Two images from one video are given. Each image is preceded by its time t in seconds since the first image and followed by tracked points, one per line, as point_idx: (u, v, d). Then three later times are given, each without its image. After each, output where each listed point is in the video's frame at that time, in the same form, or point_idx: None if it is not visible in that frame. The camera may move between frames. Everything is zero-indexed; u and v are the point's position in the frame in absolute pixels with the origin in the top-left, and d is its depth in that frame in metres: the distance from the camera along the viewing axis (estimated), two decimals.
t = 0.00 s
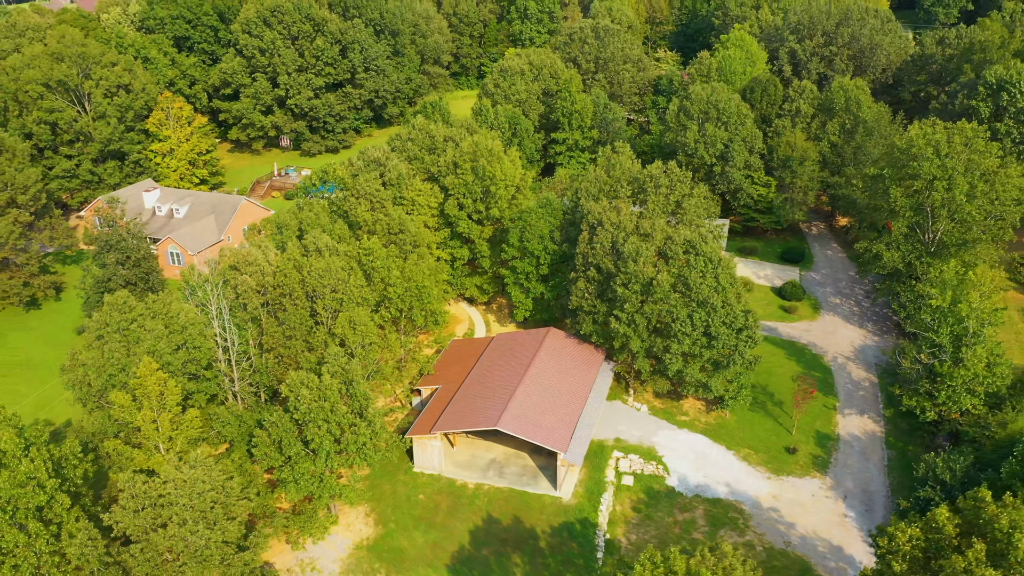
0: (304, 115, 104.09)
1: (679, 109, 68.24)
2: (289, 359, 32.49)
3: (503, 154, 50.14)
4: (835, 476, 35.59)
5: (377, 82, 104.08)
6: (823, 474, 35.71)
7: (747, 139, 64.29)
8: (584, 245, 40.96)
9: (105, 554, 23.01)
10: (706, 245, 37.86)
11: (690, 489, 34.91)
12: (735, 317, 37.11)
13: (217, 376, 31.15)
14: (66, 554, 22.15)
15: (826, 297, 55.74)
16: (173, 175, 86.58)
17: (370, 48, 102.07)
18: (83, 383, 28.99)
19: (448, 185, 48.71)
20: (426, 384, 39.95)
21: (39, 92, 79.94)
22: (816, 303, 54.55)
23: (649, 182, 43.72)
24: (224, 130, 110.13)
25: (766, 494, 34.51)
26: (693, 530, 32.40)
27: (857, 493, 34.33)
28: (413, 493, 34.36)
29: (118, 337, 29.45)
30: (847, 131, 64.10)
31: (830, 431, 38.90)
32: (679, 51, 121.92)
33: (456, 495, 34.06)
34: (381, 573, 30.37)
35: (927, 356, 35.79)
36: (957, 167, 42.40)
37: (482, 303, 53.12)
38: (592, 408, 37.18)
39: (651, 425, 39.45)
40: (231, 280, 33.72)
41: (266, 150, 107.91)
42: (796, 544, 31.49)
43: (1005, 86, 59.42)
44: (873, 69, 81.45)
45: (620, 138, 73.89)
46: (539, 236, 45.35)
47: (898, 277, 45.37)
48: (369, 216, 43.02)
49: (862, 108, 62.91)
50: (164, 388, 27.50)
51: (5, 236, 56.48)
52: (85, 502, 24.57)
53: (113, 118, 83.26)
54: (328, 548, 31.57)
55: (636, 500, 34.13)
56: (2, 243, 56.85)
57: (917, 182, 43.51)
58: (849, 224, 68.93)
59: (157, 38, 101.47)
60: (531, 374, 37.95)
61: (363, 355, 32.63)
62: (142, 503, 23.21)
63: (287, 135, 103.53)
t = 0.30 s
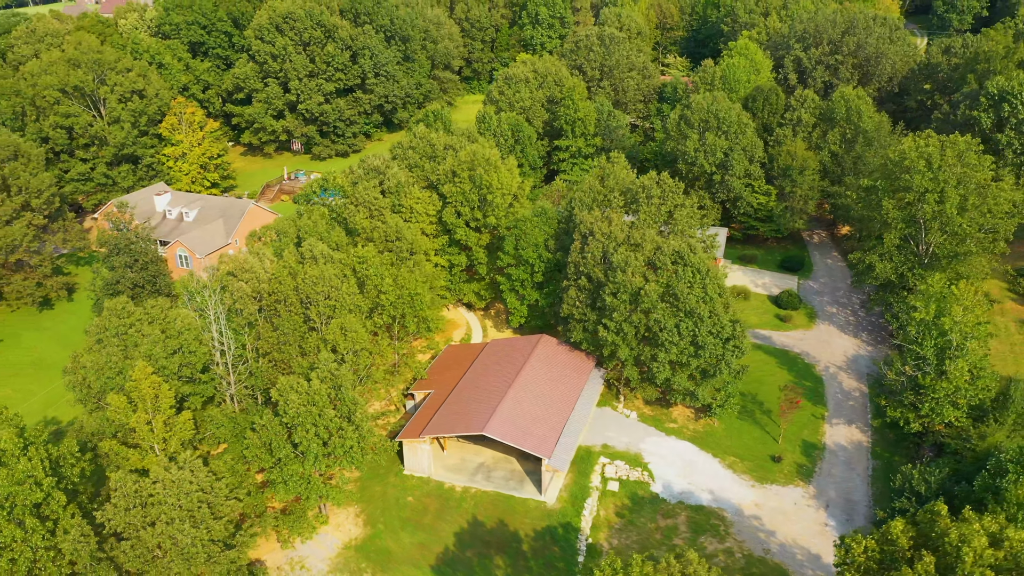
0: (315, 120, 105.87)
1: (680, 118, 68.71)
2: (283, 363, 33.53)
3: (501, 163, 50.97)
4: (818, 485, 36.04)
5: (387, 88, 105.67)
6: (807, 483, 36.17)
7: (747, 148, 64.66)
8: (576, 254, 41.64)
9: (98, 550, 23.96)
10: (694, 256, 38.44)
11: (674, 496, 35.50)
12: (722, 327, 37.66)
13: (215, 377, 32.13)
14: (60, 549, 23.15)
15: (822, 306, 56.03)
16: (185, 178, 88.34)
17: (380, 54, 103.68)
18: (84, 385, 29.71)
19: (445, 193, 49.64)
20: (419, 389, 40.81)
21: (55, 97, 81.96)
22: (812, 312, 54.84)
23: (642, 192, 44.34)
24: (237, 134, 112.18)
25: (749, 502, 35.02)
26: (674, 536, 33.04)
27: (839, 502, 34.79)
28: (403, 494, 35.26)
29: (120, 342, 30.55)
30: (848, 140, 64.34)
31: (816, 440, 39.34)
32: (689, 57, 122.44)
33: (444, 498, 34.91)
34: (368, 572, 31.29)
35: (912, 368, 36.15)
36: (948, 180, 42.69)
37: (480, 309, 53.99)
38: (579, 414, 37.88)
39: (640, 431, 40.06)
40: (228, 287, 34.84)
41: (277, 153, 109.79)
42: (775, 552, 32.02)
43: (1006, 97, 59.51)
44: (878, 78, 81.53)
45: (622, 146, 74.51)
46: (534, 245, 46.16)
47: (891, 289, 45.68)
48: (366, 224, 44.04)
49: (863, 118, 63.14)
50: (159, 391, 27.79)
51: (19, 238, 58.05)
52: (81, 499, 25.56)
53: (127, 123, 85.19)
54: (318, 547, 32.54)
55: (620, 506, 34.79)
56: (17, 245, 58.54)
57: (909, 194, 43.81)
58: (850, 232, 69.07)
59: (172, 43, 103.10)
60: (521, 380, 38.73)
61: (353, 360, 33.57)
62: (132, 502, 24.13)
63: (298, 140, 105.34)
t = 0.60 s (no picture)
0: (329, 124, 107.64)
1: (684, 127, 69.07)
2: (278, 366, 34.59)
3: (501, 171, 51.76)
4: (803, 495, 36.42)
5: (400, 92, 107.21)
6: (792, 494, 36.55)
7: (750, 157, 64.87)
8: (569, 264, 42.31)
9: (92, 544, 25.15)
10: (684, 267, 38.95)
11: (659, 503, 36.07)
12: (710, 337, 38.12)
13: (211, 381, 32.93)
14: (54, 544, 24.33)
15: (821, 316, 56.14)
16: (199, 182, 90.18)
17: (393, 60, 105.17)
18: (85, 385, 30.70)
19: (445, 201, 50.53)
20: (414, 393, 41.63)
21: (75, 102, 84.23)
22: (810, 322, 54.95)
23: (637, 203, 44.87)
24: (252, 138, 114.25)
25: (733, 511, 35.48)
26: (656, 543, 33.61)
27: (823, 513, 35.16)
28: (392, 496, 36.19)
29: (119, 345, 31.45)
30: (852, 151, 64.35)
31: (804, 450, 39.66)
32: (703, 63, 122.68)
33: (432, 501, 35.78)
34: (355, 572, 32.23)
35: (898, 381, 36.39)
36: (943, 194, 42.78)
37: (480, 314, 54.83)
38: (568, 422, 38.58)
39: (629, 438, 40.61)
40: (227, 292, 35.94)
41: (292, 157, 111.70)
42: (755, 561, 32.50)
43: (1012, 109, 59.24)
44: (887, 87, 81.20)
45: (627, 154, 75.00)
46: (531, 253, 46.91)
47: (885, 301, 45.82)
48: (365, 231, 45.04)
49: (866, 128, 63.05)
50: (154, 393, 28.36)
51: (35, 240, 60.57)
52: (78, 496, 26.75)
53: (144, 127, 87.32)
54: (309, 545, 33.55)
55: (605, 512, 35.41)
56: (34, 246, 60.68)
57: (904, 208, 43.94)
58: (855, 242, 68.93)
59: (190, 49, 105.78)
60: (513, 386, 39.47)
61: (346, 365, 34.59)
62: (124, 500, 25.19)
63: (311, 144, 107.11)
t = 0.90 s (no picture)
0: (341, 128, 109.34)
1: (686, 136, 69.38)
2: (270, 370, 35.61)
3: (499, 180, 52.48)
4: (786, 505, 36.79)
5: (412, 97, 108.70)
6: (775, 503, 36.90)
7: (752, 166, 64.99)
8: (560, 273, 42.99)
9: (84, 539, 26.34)
10: (672, 277, 39.46)
11: (641, 509, 36.61)
12: (696, 348, 38.58)
13: (209, 381, 33.86)
14: (47, 539, 25.51)
15: (818, 325, 56.20)
16: (212, 185, 91.80)
17: (405, 66, 106.88)
18: (84, 385, 31.96)
19: (444, 208, 51.36)
20: (406, 397, 42.53)
21: (93, 106, 86.52)
22: (806, 331, 55.01)
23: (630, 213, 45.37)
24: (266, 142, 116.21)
25: (715, 519, 35.93)
26: (637, 548, 34.16)
27: (804, 523, 35.50)
28: (381, 497, 37.12)
29: (116, 347, 31.90)
30: (854, 160, 64.33)
31: (790, 460, 39.97)
32: (717, 69, 122.32)
33: (419, 503, 36.62)
34: (340, 571, 33.11)
35: (883, 394, 36.62)
36: (936, 208, 42.89)
37: (479, 319, 55.59)
38: (554, 428, 39.30)
39: (617, 445, 41.14)
40: (225, 297, 37.02)
41: (305, 160, 113.52)
42: (733, 569, 32.91)
43: (1016, 121, 58.99)
44: (896, 96, 80.62)
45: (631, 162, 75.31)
46: (526, 261, 47.63)
47: (878, 313, 45.94)
48: (363, 237, 46.00)
49: (869, 138, 63.02)
50: (148, 394, 29.29)
51: (49, 241, 62.68)
52: (73, 493, 28.00)
53: (159, 131, 89.38)
54: (298, 543, 34.54)
55: (589, 517, 36.01)
56: (48, 247, 62.72)
57: (897, 221, 44.06)
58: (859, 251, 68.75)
59: (207, 54, 107.41)
60: (501, 392, 40.24)
61: (336, 370, 35.59)
62: (113, 497, 26.21)
63: (324, 147, 108.74)
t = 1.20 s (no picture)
0: (352, 132, 110.79)
1: (688, 144, 69.68)
2: (262, 373, 36.71)
3: (496, 188, 53.19)
4: (766, 514, 37.17)
5: (422, 102, 109.96)
6: (755, 513, 37.30)
7: (752, 175, 65.09)
8: (550, 282, 43.66)
9: (74, 534, 27.51)
10: (658, 288, 39.96)
11: (622, 516, 37.19)
12: (680, 357, 39.09)
13: (203, 383, 34.93)
14: (38, 533, 26.78)
15: (813, 335, 56.27)
16: (223, 188, 93.53)
17: (416, 71, 108.08)
18: (82, 386, 33.25)
19: (441, 216, 52.17)
20: (397, 400, 43.49)
21: (109, 110, 88.79)
22: (801, 341, 55.08)
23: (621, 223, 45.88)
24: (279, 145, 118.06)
25: (694, 527, 36.40)
26: (615, 554, 34.76)
27: (783, 533, 35.89)
28: (368, 498, 38.07)
29: (112, 349, 33.03)
30: (855, 171, 64.25)
31: (774, 470, 40.30)
32: (729, 75, 121.47)
33: (405, 505, 37.51)
34: (324, 569, 34.06)
35: (864, 406, 36.86)
36: (926, 222, 42.97)
37: (476, 324, 56.33)
38: (538, 433, 40.02)
39: (602, 452, 41.73)
40: (220, 301, 38.20)
41: (316, 163, 115.14)
42: None
43: (1018, 132, 58.66)
44: (902, 105, 79.63)
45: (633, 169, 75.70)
46: (519, 269, 48.37)
47: (869, 325, 46.06)
48: (359, 244, 46.95)
49: (870, 149, 62.92)
50: (139, 395, 30.47)
51: (62, 242, 64.68)
52: (66, 489, 29.22)
53: (172, 135, 91.38)
54: (285, 542, 35.58)
55: (570, 522, 36.67)
56: (61, 247, 64.68)
57: (888, 234, 44.18)
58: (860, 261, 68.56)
59: (222, 59, 109.36)
60: (488, 398, 41.02)
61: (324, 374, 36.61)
62: (101, 494, 27.34)
63: (335, 151, 110.22)
